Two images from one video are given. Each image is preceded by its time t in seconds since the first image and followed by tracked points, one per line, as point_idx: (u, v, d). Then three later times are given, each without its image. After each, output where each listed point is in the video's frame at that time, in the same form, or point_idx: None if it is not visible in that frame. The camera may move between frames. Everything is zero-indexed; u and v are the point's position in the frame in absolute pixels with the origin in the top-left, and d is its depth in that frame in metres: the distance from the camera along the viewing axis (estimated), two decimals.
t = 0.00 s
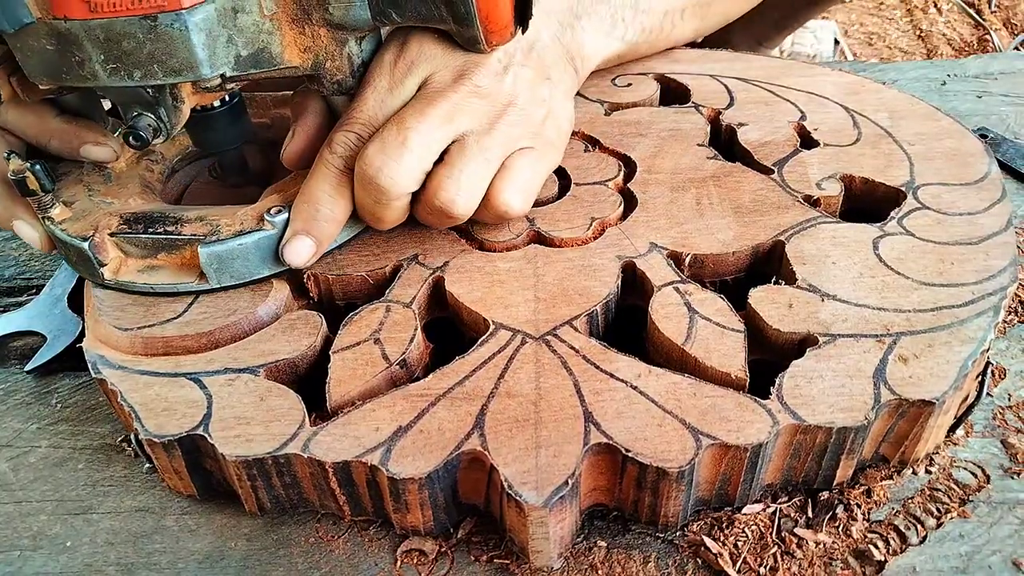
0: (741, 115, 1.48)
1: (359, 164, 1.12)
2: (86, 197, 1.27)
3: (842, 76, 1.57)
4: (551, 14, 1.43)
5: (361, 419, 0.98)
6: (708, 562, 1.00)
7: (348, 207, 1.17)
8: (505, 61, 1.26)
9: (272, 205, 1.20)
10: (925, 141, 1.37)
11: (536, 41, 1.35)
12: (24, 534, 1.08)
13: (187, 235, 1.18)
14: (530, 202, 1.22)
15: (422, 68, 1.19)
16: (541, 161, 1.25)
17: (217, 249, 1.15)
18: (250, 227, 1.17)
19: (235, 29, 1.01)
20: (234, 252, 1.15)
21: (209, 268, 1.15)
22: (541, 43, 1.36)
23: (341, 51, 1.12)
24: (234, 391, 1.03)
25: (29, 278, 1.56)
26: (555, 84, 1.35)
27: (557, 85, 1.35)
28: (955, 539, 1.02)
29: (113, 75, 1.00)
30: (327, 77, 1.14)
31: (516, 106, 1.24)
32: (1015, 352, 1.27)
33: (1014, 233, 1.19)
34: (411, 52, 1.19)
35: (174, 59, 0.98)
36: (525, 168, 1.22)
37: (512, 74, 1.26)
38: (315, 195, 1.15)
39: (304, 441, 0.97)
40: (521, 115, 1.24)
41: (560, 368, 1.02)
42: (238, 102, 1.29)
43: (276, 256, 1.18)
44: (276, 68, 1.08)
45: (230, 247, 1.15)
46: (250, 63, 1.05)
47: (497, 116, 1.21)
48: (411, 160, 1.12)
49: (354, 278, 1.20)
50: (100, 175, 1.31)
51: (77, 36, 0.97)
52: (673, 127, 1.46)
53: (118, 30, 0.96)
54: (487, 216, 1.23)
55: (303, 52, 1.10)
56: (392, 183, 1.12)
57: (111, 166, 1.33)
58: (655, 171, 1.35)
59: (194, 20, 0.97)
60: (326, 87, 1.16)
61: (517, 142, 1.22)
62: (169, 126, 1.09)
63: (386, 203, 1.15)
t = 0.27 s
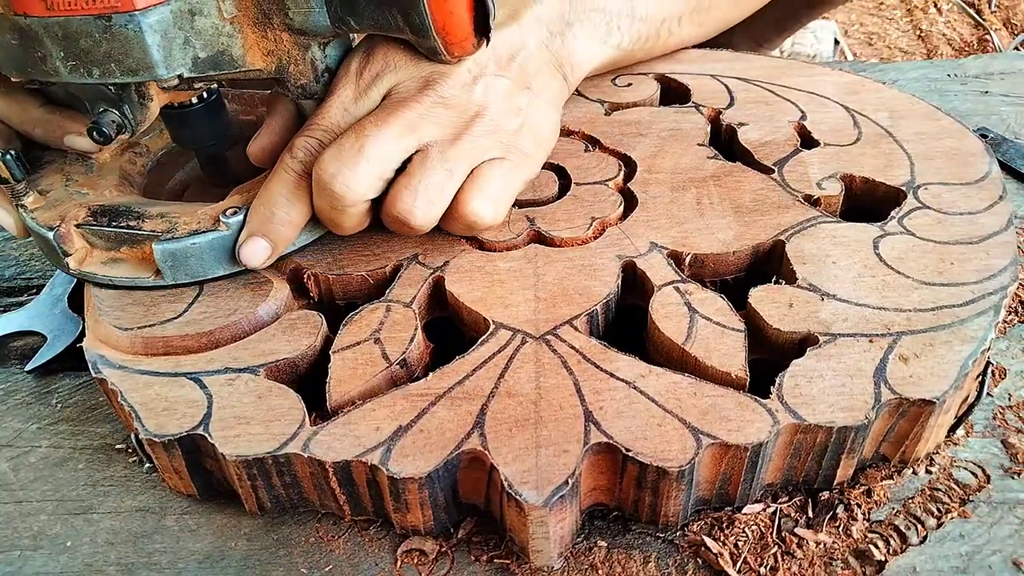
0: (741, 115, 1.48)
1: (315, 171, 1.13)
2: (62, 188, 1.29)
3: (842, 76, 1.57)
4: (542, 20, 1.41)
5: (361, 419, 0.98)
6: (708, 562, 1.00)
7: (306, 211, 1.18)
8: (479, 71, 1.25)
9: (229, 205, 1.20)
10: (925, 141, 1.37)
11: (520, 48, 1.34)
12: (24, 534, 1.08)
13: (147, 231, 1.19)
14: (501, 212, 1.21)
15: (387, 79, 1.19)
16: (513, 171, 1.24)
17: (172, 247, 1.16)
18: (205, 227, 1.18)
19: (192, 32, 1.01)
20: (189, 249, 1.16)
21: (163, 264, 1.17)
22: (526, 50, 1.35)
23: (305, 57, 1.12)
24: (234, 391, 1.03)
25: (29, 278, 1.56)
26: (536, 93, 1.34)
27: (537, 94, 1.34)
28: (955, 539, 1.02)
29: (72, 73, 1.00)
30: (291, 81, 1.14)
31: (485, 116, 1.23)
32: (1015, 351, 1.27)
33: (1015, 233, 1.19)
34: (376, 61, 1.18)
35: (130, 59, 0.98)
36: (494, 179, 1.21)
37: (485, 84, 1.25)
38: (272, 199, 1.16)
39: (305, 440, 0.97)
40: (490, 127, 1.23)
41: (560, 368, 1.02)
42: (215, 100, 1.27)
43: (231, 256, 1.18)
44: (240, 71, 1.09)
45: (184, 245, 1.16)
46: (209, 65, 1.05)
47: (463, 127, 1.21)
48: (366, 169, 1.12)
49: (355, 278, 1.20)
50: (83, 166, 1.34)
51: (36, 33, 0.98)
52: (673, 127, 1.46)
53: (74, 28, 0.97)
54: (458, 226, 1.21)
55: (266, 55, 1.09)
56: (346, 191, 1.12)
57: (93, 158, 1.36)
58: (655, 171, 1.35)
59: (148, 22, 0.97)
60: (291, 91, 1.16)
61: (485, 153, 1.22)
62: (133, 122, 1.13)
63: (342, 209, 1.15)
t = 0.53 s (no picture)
0: (741, 115, 1.48)
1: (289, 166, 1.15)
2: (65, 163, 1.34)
3: (843, 76, 1.57)
4: (543, 23, 1.41)
5: (361, 419, 0.98)
6: (708, 562, 1.00)
7: (281, 206, 1.19)
8: (466, 75, 1.26)
9: (209, 194, 1.23)
10: (925, 141, 1.36)
11: (515, 52, 1.35)
12: (24, 534, 1.08)
13: (131, 214, 1.22)
14: (485, 215, 1.20)
15: (366, 82, 1.20)
16: (497, 176, 1.23)
17: (150, 231, 1.19)
18: (184, 214, 1.21)
19: (174, 24, 1.04)
20: (166, 235, 1.19)
21: (142, 246, 1.20)
22: (522, 54, 1.35)
23: (289, 53, 1.13)
24: (235, 391, 1.03)
25: (29, 278, 1.56)
26: (527, 98, 1.33)
27: (528, 99, 1.33)
28: (956, 539, 1.02)
29: (62, 58, 1.04)
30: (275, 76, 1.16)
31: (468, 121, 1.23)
32: (1016, 352, 1.27)
33: (1015, 233, 1.19)
34: (359, 63, 1.20)
35: (113, 48, 1.02)
36: (476, 184, 1.20)
37: (471, 87, 1.26)
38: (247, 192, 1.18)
39: (305, 440, 0.97)
40: (472, 131, 1.23)
41: (561, 368, 1.02)
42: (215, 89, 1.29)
43: (208, 244, 1.21)
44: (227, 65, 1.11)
45: (162, 230, 1.19)
46: (192, 57, 1.08)
47: (443, 131, 1.21)
48: (337, 168, 1.14)
49: (355, 278, 1.20)
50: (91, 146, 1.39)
51: (29, 19, 1.02)
52: (673, 127, 1.46)
53: (61, 16, 1.00)
54: (444, 230, 1.20)
55: (251, 50, 1.11)
56: (317, 189, 1.14)
57: (101, 138, 1.41)
58: (655, 171, 1.35)
59: (130, 12, 1.00)
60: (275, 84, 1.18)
61: (466, 157, 1.21)
62: (124, 108, 1.13)
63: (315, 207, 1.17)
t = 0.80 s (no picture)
0: (742, 115, 1.48)
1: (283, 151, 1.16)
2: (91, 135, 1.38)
3: (843, 76, 1.57)
4: (553, 20, 1.43)
5: (362, 419, 0.98)
6: (709, 562, 1.00)
7: (276, 190, 1.21)
8: (466, 71, 1.27)
9: (212, 171, 1.26)
10: (926, 141, 1.36)
11: (520, 50, 1.36)
12: (25, 534, 1.08)
13: (140, 186, 1.26)
14: (474, 210, 1.20)
15: (364, 74, 1.21)
16: (490, 172, 1.23)
17: (154, 203, 1.23)
18: (187, 188, 1.25)
19: (182, 6, 1.06)
20: (169, 208, 1.23)
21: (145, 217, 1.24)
22: (527, 52, 1.37)
23: (293, 41, 1.15)
24: (235, 391, 1.03)
25: (29, 279, 1.56)
26: (530, 96, 1.34)
27: (532, 96, 1.34)
28: (956, 539, 1.02)
29: (81, 33, 1.09)
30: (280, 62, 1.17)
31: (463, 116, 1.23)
32: (1016, 352, 1.26)
33: (1016, 233, 1.19)
34: (356, 54, 1.21)
35: (124, 26, 1.06)
36: (468, 178, 1.20)
37: (469, 83, 1.27)
38: (242, 175, 1.20)
39: (306, 441, 0.97)
40: (467, 127, 1.23)
41: (561, 368, 1.02)
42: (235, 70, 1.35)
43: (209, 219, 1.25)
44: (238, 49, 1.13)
45: (165, 203, 1.23)
46: (200, 39, 1.10)
47: (438, 125, 1.22)
48: (328, 156, 1.15)
49: (355, 278, 1.20)
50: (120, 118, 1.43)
51: None
52: (673, 127, 1.46)
53: None
54: (433, 222, 1.20)
55: (257, 35, 1.13)
56: (306, 176, 1.15)
57: (130, 112, 1.45)
58: (656, 171, 1.35)
59: None
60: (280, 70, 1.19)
61: (460, 151, 1.22)
62: (140, 85, 1.16)
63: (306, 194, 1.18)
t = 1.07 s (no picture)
0: (742, 115, 1.48)
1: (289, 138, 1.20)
2: (117, 116, 1.47)
3: (843, 76, 1.57)
4: (567, 19, 1.42)
5: (362, 419, 0.98)
6: (709, 562, 1.00)
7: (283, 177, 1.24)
8: (477, 67, 1.26)
9: (226, 157, 1.31)
10: (926, 141, 1.36)
11: (532, 49, 1.35)
12: (25, 534, 1.08)
13: (158, 168, 1.32)
14: (472, 207, 1.20)
15: (371, 65, 1.22)
16: (491, 169, 1.24)
17: (169, 185, 1.28)
18: (201, 172, 1.29)
19: None
20: (182, 190, 1.28)
21: (161, 199, 1.29)
22: (539, 51, 1.36)
23: (307, 32, 1.19)
24: (235, 391, 1.03)
25: (30, 279, 1.56)
26: (540, 95, 1.33)
27: (542, 95, 1.33)
28: (957, 539, 1.02)
29: (107, 18, 1.18)
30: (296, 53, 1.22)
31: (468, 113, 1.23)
32: (1017, 352, 1.26)
33: (1016, 233, 1.19)
34: (365, 48, 1.23)
35: (146, 13, 1.14)
36: (467, 174, 1.20)
37: (476, 81, 1.26)
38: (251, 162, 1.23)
39: (306, 441, 0.97)
40: (471, 124, 1.23)
41: (561, 368, 1.02)
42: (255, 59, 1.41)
43: (219, 204, 1.30)
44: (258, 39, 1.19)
45: (179, 185, 1.28)
46: (217, 28, 1.16)
47: (442, 120, 1.22)
48: (330, 145, 1.17)
49: (355, 278, 1.20)
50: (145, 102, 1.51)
51: None
52: (674, 127, 1.46)
53: None
54: (431, 217, 1.21)
55: (273, 26, 1.17)
56: (308, 164, 1.17)
57: (156, 95, 1.53)
58: (656, 171, 1.35)
59: None
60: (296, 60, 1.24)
61: (463, 148, 1.22)
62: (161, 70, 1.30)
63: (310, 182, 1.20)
